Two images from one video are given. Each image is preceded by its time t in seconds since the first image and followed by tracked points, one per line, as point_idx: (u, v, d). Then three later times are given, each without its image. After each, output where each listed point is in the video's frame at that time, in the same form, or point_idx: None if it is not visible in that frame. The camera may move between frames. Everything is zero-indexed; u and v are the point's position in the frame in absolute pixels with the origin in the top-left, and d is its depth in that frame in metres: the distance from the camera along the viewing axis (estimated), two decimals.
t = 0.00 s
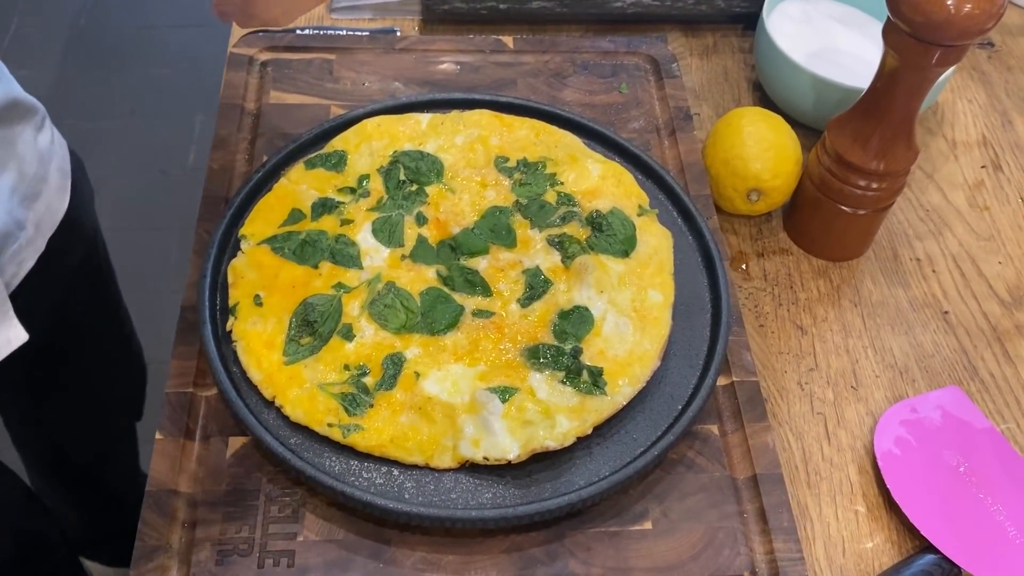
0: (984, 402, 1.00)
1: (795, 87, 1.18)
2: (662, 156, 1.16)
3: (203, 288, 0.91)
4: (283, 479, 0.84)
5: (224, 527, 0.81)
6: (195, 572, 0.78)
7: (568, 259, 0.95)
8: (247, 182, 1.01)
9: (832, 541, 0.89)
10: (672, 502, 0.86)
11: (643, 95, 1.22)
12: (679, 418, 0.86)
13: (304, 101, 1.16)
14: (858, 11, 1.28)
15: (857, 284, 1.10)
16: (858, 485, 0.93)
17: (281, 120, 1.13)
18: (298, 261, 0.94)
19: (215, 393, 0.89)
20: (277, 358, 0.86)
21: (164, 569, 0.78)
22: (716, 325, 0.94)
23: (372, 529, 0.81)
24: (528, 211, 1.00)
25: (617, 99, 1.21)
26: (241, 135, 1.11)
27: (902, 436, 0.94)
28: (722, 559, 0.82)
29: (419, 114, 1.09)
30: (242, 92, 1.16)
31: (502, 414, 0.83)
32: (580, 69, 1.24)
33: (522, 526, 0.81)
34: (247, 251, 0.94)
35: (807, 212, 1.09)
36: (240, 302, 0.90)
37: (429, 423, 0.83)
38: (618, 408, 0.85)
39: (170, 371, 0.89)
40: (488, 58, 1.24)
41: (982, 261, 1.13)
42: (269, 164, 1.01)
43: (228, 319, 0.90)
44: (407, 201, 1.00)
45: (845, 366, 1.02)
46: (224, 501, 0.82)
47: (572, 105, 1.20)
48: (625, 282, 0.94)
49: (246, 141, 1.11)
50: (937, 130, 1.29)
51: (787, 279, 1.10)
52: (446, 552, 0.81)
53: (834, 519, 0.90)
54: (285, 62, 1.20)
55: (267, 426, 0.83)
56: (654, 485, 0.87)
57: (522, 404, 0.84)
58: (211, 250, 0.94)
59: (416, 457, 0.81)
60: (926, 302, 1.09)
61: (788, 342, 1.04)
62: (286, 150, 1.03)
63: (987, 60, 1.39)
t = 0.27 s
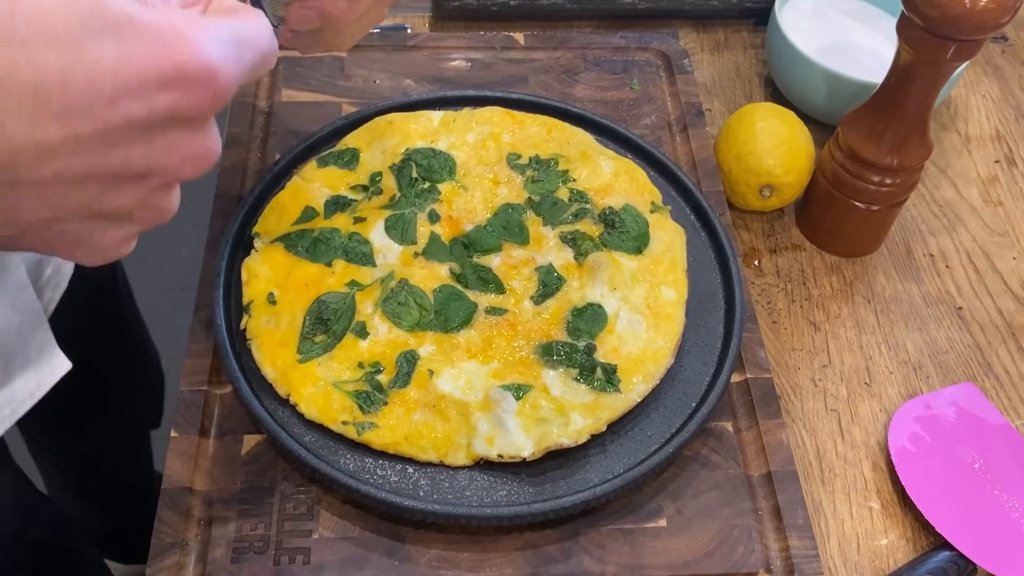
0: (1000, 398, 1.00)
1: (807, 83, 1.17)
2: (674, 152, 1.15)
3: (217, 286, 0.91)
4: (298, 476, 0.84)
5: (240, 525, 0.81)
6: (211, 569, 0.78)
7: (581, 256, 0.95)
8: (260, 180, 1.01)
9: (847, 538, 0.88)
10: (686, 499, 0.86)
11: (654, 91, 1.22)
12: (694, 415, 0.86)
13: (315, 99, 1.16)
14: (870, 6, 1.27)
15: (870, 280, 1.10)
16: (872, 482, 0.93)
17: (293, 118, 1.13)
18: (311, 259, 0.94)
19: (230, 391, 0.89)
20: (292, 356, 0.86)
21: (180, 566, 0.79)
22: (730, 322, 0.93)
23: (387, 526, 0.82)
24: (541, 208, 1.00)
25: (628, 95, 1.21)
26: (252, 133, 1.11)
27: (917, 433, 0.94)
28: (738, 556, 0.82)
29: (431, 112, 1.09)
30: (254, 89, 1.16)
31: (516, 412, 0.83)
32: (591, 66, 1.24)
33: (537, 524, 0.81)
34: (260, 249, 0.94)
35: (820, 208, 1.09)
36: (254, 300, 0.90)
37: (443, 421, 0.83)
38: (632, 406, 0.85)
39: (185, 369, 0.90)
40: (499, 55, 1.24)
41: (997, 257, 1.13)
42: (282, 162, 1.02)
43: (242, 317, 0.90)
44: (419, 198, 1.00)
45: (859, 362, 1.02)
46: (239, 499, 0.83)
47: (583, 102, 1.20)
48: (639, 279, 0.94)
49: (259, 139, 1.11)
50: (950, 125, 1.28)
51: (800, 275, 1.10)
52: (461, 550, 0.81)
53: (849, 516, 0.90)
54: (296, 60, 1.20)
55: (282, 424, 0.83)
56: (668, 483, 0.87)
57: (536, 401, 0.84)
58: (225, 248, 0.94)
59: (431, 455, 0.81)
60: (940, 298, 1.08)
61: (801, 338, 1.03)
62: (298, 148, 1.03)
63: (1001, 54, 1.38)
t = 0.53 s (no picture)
0: (1009, 390, 0.99)
1: (814, 75, 1.17)
2: (681, 145, 1.15)
3: (227, 280, 0.91)
4: (308, 469, 0.85)
5: (251, 516, 0.82)
6: (223, 560, 0.79)
7: (589, 249, 0.95)
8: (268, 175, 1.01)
9: (855, 530, 0.88)
10: (695, 490, 0.86)
11: (661, 84, 1.22)
12: (702, 407, 0.86)
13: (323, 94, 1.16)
14: None
15: (878, 272, 1.10)
16: (881, 473, 0.93)
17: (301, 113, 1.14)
18: (320, 253, 0.94)
19: (240, 384, 0.90)
20: (301, 349, 0.87)
21: (192, 558, 0.79)
22: (738, 314, 0.93)
23: (397, 517, 0.82)
24: (548, 202, 1.00)
25: (635, 88, 1.21)
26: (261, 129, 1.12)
27: (926, 424, 0.94)
28: (746, 547, 0.82)
29: (438, 106, 1.09)
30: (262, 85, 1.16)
31: (525, 404, 0.83)
32: (598, 59, 1.24)
33: (546, 515, 0.82)
34: (270, 243, 0.95)
35: (828, 200, 1.09)
36: (264, 294, 0.91)
37: (452, 413, 0.83)
38: (641, 397, 0.85)
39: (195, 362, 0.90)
40: (506, 49, 1.24)
41: (1006, 249, 1.12)
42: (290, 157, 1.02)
43: (252, 310, 0.91)
44: (427, 191, 1.00)
45: (867, 354, 1.02)
46: (250, 491, 0.83)
47: (590, 95, 1.20)
48: (647, 272, 0.94)
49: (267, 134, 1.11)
50: (959, 117, 1.28)
51: (808, 268, 1.10)
52: (470, 541, 0.81)
53: (857, 508, 0.90)
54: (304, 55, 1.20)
55: (292, 416, 0.84)
56: (677, 474, 0.87)
57: (544, 393, 0.84)
58: (234, 242, 0.95)
59: (440, 447, 0.81)
60: (948, 290, 1.08)
61: (810, 330, 1.04)
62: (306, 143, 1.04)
63: (1009, 46, 1.37)
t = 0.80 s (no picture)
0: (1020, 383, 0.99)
1: (822, 69, 1.17)
2: (689, 139, 1.15)
3: (235, 276, 0.91)
4: (317, 464, 0.85)
5: (260, 512, 0.82)
6: (233, 555, 0.79)
7: (597, 243, 0.95)
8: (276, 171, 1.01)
9: (865, 524, 0.88)
10: (704, 485, 0.86)
11: (668, 79, 1.22)
12: (712, 401, 0.86)
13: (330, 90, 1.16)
14: None
15: (887, 266, 1.09)
16: (890, 467, 0.92)
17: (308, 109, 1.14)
18: (328, 249, 0.94)
19: (249, 380, 0.90)
20: (310, 344, 0.87)
21: (201, 553, 0.79)
22: (747, 309, 0.93)
23: (406, 512, 0.82)
24: (556, 197, 1.00)
25: (642, 82, 1.21)
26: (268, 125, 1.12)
27: (936, 418, 0.94)
28: (756, 541, 0.82)
29: (445, 102, 1.09)
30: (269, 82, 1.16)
31: (533, 399, 0.83)
32: (605, 54, 1.24)
33: (555, 510, 0.82)
34: (278, 239, 0.95)
35: (836, 193, 1.08)
36: (272, 289, 0.91)
37: (461, 408, 0.83)
38: (650, 392, 0.85)
39: (204, 358, 0.91)
40: (512, 45, 1.24)
41: (1015, 242, 1.12)
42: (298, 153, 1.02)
43: (260, 306, 0.91)
44: (434, 186, 1.00)
45: (877, 348, 1.01)
46: (260, 487, 0.83)
47: (597, 90, 1.20)
48: (655, 266, 0.94)
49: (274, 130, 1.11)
50: (967, 110, 1.27)
51: (817, 262, 1.09)
52: (479, 536, 0.81)
53: (867, 502, 0.90)
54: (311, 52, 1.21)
55: (300, 412, 0.84)
56: (686, 469, 0.87)
57: (553, 388, 0.84)
58: (242, 237, 0.95)
59: (449, 441, 0.81)
60: (958, 284, 1.08)
61: (818, 324, 1.03)
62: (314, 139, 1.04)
63: (1018, 38, 1.37)
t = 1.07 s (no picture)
0: None
1: (825, 67, 1.17)
2: (691, 138, 1.15)
3: (238, 277, 0.92)
4: (320, 465, 0.85)
5: (264, 512, 0.82)
6: (237, 556, 0.79)
7: (599, 243, 0.95)
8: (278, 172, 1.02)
9: (869, 523, 0.88)
10: (707, 484, 0.86)
11: (670, 78, 1.22)
12: (714, 400, 0.86)
13: (332, 91, 1.16)
14: None
15: (890, 264, 1.09)
16: (894, 466, 0.92)
17: (310, 111, 1.14)
18: (331, 250, 0.94)
19: (252, 381, 0.90)
20: (312, 346, 0.87)
21: (205, 554, 0.79)
22: (749, 308, 0.93)
23: (409, 513, 0.82)
24: (557, 196, 1.00)
25: (644, 82, 1.21)
26: (271, 127, 1.12)
27: (940, 417, 0.94)
28: (759, 540, 0.82)
29: (447, 102, 1.09)
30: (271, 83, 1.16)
31: (536, 399, 0.83)
32: (607, 54, 1.24)
33: (557, 510, 0.82)
34: (280, 240, 0.95)
35: (839, 192, 1.08)
36: (275, 291, 0.91)
37: (463, 408, 0.83)
38: (652, 391, 0.85)
39: (208, 360, 0.91)
40: (514, 45, 1.24)
41: (1019, 239, 1.12)
42: (300, 154, 1.02)
43: (263, 307, 0.91)
44: (436, 187, 1.00)
45: (880, 346, 1.01)
46: (263, 488, 0.83)
47: (599, 89, 1.20)
48: (657, 266, 0.94)
49: (277, 131, 1.12)
50: (971, 107, 1.27)
51: (820, 260, 1.09)
52: (482, 536, 0.81)
53: (871, 501, 0.90)
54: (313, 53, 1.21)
55: (303, 413, 0.84)
56: (689, 468, 0.87)
57: (555, 388, 0.84)
58: (245, 239, 0.95)
59: (451, 442, 0.81)
60: (961, 281, 1.07)
61: (821, 323, 1.03)
62: (316, 140, 1.04)
63: (1022, 34, 1.36)
